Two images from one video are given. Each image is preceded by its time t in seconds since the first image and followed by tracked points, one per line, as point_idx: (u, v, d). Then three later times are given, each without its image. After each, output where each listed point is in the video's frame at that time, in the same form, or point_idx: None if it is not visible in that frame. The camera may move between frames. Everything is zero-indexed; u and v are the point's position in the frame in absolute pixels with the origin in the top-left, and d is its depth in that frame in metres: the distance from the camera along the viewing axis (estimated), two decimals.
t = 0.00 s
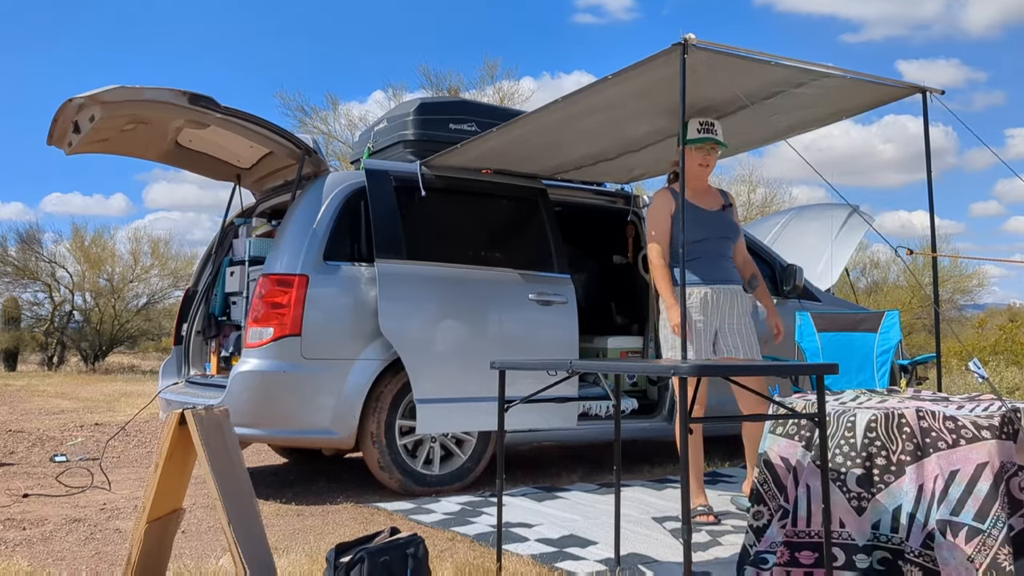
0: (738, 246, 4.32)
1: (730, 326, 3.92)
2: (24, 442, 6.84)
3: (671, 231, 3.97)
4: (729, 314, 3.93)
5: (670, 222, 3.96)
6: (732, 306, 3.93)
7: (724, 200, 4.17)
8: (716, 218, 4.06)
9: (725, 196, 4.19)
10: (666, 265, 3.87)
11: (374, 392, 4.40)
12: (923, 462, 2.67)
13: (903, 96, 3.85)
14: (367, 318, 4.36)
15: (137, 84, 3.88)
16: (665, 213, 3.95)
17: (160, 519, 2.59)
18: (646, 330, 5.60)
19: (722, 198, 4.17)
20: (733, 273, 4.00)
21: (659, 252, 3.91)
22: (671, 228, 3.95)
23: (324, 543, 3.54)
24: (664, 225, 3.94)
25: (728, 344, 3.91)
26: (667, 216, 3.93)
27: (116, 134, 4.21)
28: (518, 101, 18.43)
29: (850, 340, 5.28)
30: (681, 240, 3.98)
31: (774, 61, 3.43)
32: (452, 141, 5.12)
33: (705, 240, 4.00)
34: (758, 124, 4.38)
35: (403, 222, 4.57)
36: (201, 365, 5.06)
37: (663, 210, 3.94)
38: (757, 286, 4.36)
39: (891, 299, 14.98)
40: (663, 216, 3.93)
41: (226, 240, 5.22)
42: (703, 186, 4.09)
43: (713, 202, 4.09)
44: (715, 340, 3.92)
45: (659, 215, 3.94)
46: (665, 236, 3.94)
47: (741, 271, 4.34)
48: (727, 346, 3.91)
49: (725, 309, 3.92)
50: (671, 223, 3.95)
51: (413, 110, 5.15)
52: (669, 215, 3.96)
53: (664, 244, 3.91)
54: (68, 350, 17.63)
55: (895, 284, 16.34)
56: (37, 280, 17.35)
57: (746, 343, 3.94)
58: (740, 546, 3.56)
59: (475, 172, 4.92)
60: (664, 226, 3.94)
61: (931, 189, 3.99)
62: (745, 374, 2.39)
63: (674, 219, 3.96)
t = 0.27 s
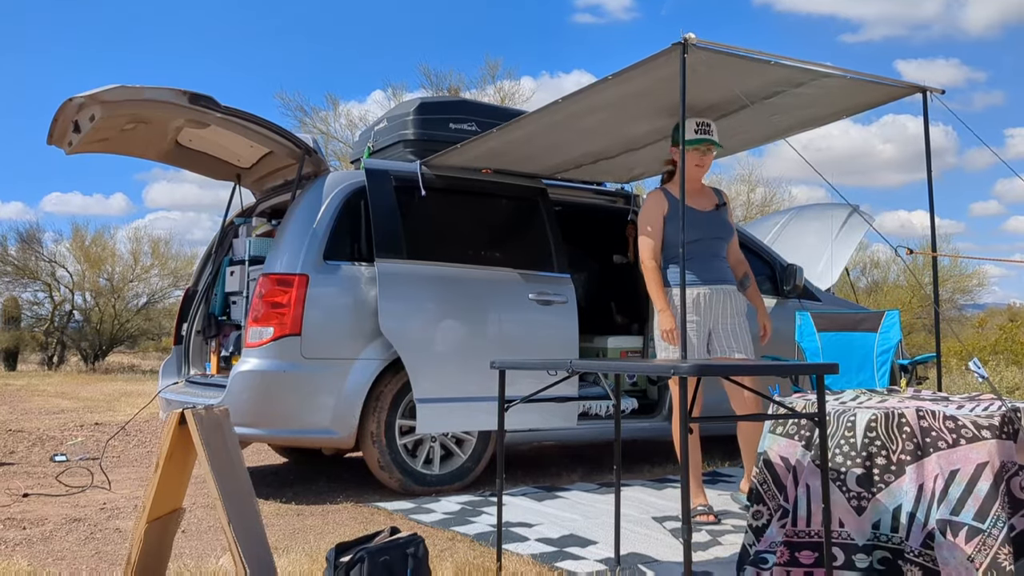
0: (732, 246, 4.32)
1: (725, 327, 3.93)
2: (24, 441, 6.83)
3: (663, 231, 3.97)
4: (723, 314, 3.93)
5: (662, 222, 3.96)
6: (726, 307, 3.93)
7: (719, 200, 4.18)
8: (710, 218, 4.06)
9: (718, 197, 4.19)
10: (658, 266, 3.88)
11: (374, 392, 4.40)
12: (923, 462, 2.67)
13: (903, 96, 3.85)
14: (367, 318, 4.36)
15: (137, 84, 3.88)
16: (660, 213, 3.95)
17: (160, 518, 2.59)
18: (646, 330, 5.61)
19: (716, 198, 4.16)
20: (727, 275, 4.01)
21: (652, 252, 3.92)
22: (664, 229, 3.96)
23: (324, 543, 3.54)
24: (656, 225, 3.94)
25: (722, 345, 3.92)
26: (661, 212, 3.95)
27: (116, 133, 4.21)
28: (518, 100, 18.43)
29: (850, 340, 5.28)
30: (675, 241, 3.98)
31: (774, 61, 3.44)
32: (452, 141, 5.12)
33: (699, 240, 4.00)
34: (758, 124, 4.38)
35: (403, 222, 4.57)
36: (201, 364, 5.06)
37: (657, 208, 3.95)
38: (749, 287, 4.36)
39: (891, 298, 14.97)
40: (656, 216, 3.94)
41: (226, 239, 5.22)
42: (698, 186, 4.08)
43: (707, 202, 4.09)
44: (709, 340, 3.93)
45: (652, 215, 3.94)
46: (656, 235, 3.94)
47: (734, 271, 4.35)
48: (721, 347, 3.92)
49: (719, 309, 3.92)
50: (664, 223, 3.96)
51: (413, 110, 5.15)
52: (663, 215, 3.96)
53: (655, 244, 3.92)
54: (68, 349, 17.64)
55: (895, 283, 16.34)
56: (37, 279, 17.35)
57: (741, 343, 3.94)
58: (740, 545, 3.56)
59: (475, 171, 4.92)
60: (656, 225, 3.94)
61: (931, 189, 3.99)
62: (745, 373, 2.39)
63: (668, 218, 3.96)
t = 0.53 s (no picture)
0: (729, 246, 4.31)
1: (722, 327, 3.92)
2: (24, 440, 6.83)
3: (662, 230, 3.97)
4: (721, 315, 3.93)
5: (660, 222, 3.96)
6: (724, 307, 3.93)
7: (716, 201, 4.18)
8: (708, 219, 4.06)
9: (715, 198, 4.18)
10: (654, 266, 3.90)
11: (374, 391, 4.40)
12: (923, 461, 2.68)
13: (903, 96, 3.85)
14: (366, 317, 4.36)
15: (137, 83, 3.87)
16: (657, 213, 3.95)
17: (161, 517, 2.60)
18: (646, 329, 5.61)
19: (713, 199, 4.16)
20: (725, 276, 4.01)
21: (648, 252, 3.93)
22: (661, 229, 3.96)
23: (323, 543, 3.54)
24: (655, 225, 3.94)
25: (717, 344, 3.91)
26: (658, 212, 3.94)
27: (116, 133, 4.20)
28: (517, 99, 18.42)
29: (851, 339, 5.27)
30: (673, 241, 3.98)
31: (774, 61, 3.43)
32: (452, 141, 5.11)
33: (697, 240, 4.00)
34: (758, 124, 4.38)
35: (403, 221, 4.57)
36: (201, 363, 5.06)
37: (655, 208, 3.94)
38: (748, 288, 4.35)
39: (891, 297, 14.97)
40: (653, 216, 3.93)
41: (226, 239, 5.22)
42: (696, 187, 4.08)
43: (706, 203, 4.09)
44: (705, 340, 3.93)
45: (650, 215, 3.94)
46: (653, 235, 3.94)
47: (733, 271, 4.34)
48: (718, 346, 3.91)
49: (714, 309, 3.92)
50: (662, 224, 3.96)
51: (413, 109, 5.15)
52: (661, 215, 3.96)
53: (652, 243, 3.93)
54: (68, 348, 17.64)
55: (895, 283, 16.34)
56: (37, 279, 17.35)
57: (739, 343, 3.94)
58: (740, 545, 3.56)
59: (475, 171, 4.91)
60: (654, 225, 3.94)
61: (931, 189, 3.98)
62: (746, 373, 2.39)
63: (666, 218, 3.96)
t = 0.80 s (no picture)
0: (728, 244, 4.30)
1: (722, 327, 3.92)
2: (24, 439, 6.83)
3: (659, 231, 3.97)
4: (720, 315, 3.93)
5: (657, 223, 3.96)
6: (723, 307, 3.93)
7: (716, 199, 4.17)
8: (707, 219, 4.06)
9: (715, 196, 4.18)
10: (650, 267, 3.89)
11: (375, 390, 4.40)
12: (923, 460, 2.68)
13: (903, 95, 3.85)
14: (366, 317, 4.36)
15: (137, 82, 3.87)
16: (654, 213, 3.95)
17: (161, 517, 2.60)
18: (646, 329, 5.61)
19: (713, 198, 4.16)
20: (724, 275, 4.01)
21: (645, 252, 3.92)
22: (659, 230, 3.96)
23: (323, 542, 3.54)
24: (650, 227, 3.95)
25: (714, 344, 3.91)
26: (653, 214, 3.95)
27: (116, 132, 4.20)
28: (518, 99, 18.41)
29: (851, 339, 5.27)
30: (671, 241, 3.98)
31: (774, 61, 3.43)
32: (452, 140, 5.11)
33: (697, 240, 4.00)
34: (758, 123, 4.38)
35: (403, 220, 4.57)
36: (201, 363, 5.06)
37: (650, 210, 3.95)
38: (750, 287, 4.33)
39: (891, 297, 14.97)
40: (649, 217, 3.94)
41: (226, 238, 5.22)
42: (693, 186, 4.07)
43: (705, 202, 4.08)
44: (705, 340, 3.94)
45: (646, 216, 3.95)
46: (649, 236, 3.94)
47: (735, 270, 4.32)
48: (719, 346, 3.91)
49: (711, 309, 3.92)
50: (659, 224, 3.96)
51: (413, 109, 5.15)
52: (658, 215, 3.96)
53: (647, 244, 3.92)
54: (68, 348, 17.65)
55: (895, 282, 16.34)
56: (37, 278, 17.35)
57: (739, 342, 3.94)
58: (740, 544, 3.56)
59: (475, 170, 4.91)
60: (649, 227, 3.94)
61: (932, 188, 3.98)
62: (745, 372, 2.39)
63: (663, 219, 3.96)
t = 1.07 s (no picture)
0: (731, 246, 4.30)
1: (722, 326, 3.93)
2: (24, 439, 6.84)
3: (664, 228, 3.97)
4: (721, 314, 3.93)
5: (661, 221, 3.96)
6: (725, 306, 3.93)
7: (717, 200, 4.18)
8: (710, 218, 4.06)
9: (716, 197, 4.19)
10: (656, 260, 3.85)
11: (374, 390, 4.40)
12: (923, 460, 2.68)
13: (903, 95, 3.85)
14: (366, 316, 4.36)
15: (137, 82, 3.87)
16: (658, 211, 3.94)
17: (160, 517, 2.60)
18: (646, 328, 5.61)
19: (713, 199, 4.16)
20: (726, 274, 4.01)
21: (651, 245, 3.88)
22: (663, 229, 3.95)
23: (323, 542, 3.55)
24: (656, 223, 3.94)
25: (714, 343, 3.91)
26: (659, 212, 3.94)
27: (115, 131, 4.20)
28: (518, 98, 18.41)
29: (851, 339, 5.27)
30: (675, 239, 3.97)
31: (774, 61, 3.43)
32: (452, 140, 5.11)
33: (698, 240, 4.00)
34: (758, 123, 4.38)
35: (403, 220, 4.57)
36: (201, 362, 5.06)
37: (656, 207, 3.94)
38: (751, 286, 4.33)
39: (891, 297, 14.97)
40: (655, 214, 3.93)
41: (226, 238, 5.22)
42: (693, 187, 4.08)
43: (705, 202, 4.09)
44: (706, 339, 3.94)
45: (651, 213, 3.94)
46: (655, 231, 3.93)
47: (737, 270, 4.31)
48: (720, 346, 3.92)
49: (715, 308, 3.92)
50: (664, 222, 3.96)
51: (413, 109, 5.15)
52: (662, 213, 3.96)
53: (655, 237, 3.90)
54: (68, 347, 17.64)
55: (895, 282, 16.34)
56: (37, 278, 17.34)
57: (739, 342, 3.94)
58: (740, 544, 3.56)
59: (475, 169, 4.91)
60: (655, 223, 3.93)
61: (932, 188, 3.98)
62: (745, 372, 2.39)
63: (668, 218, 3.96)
